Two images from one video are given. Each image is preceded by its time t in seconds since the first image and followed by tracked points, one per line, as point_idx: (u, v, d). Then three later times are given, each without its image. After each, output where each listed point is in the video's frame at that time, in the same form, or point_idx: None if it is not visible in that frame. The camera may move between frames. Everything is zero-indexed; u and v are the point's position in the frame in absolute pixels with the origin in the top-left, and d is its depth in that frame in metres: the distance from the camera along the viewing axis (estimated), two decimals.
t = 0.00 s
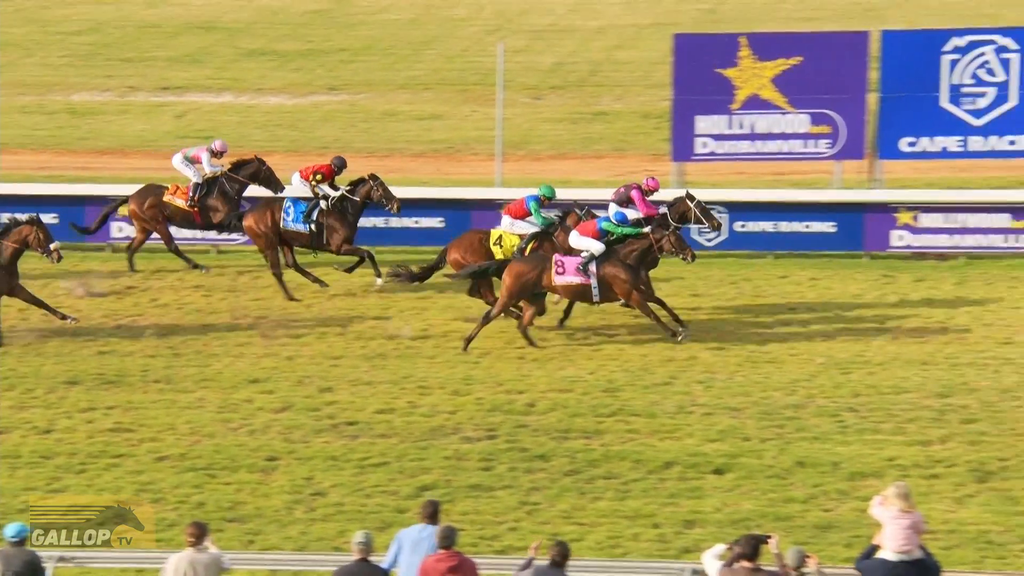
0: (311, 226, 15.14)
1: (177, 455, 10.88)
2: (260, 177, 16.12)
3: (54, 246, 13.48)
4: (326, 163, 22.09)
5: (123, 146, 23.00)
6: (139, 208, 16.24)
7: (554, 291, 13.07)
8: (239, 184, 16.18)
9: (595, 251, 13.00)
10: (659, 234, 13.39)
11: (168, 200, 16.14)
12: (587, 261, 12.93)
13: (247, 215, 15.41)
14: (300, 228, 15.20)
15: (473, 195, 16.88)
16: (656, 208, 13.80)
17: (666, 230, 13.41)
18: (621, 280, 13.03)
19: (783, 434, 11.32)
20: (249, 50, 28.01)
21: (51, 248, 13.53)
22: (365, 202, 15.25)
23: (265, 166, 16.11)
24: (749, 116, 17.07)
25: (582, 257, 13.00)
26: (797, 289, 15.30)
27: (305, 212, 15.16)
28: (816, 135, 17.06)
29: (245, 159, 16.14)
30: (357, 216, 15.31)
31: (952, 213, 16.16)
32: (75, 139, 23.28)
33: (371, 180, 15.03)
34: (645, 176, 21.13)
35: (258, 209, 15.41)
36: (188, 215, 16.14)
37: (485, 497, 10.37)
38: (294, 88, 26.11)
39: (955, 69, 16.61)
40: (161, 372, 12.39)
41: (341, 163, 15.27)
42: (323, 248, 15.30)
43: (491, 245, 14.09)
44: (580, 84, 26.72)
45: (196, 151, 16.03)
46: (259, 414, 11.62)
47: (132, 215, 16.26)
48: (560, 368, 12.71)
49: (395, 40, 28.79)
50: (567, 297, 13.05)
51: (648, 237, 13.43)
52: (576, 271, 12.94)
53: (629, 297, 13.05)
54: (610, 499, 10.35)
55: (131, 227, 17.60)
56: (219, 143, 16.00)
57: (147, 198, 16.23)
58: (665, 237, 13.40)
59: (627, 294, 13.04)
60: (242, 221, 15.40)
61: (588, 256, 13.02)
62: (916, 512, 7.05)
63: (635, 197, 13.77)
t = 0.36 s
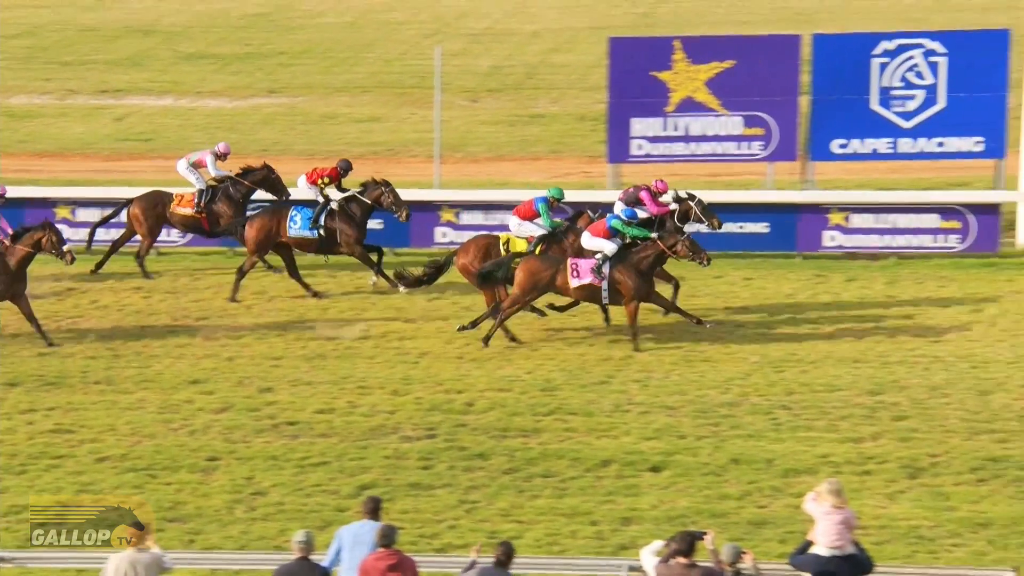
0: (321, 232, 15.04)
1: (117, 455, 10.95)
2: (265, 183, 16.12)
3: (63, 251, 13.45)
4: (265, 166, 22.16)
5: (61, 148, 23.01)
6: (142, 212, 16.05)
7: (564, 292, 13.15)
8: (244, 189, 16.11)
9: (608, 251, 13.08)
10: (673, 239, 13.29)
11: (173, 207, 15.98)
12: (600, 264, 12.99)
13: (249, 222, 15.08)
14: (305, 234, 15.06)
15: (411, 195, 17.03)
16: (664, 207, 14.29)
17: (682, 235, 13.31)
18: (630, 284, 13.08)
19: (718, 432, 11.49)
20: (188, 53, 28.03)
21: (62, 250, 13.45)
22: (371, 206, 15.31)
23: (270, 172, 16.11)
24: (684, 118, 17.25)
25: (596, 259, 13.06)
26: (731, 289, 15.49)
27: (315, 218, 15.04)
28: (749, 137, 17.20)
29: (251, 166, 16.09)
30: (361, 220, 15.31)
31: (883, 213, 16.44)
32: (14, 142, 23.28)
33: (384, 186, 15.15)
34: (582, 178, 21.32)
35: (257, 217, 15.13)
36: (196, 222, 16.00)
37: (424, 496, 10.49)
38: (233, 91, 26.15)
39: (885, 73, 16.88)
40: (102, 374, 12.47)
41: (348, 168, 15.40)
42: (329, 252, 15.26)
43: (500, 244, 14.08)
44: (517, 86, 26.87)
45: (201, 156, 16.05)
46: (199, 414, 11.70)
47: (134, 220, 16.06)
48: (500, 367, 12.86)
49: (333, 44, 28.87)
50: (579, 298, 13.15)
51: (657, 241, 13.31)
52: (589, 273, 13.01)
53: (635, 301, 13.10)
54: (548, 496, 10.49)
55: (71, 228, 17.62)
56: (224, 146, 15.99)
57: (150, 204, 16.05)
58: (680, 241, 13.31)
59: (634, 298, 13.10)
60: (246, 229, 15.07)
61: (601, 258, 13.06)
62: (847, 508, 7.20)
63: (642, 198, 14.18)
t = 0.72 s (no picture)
0: (325, 235, 15.09)
1: (78, 456, 10.99)
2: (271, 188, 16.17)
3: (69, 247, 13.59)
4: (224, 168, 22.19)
5: (21, 150, 22.99)
6: (145, 212, 16.08)
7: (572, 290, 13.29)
8: (250, 193, 16.16)
9: (616, 253, 13.21)
10: (680, 240, 13.35)
11: (178, 210, 16.03)
12: (607, 264, 13.11)
13: (251, 223, 15.08)
14: (311, 237, 15.11)
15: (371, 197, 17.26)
16: (672, 207, 14.50)
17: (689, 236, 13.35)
18: (634, 285, 13.19)
19: (675, 430, 11.60)
20: (147, 56, 28.02)
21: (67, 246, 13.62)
22: (379, 211, 15.31)
23: (275, 177, 16.16)
24: (641, 120, 17.38)
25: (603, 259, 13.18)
26: (688, 291, 15.63)
27: (320, 222, 15.09)
28: (706, 139, 17.37)
29: (257, 170, 16.11)
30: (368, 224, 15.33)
31: (837, 214, 16.60)
32: None
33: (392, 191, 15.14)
34: (540, 179, 21.42)
35: (263, 217, 15.16)
36: (200, 227, 16.05)
37: (385, 495, 10.56)
38: (193, 93, 26.15)
39: (839, 75, 17.03)
40: (63, 375, 12.52)
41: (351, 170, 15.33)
42: (333, 253, 15.33)
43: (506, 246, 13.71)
44: (475, 88, 26.97)
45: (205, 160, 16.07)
46: (159, 414, 11.76)
47: (136, 219, 16.09)
48: (458, 368, 12.94)
49: (292, 46, 28.90)
50: (585, 296, 13.28)
51: (664, 242, 13.40)
52: (595, 273, 13.13)
53: (638, 303, 13.21)
54: (507, 495, 10.58)
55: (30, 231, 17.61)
56: (227, 149, 15.97)
57: (155, 205, 16.09)
58: (687, 241, 13.36)
59: (637, 300, 13.20)
60: (248, 228, 15.08)
61: (609, 258, 13.18)
62: (803, 506, 7.31)
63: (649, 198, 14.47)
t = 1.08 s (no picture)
0: (330, 237, 15.27)
1: (38, 457, 11.03)
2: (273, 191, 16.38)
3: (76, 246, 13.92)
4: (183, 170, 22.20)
5: None
6: (149, 210, 16.18)
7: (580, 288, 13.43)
8: (252, 196, 16.37)
9: (623, 251, 13.32)
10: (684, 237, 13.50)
11: (181, 210, 16.14)
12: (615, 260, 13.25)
13: (256, 221, 15.25)
14: (316, 238, 15.27)
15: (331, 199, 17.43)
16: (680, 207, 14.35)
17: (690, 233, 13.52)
18: (639, 284, 13.24)
19: (633, 429, 11.71)
20: (106, 58, 28.01)
21: (72, 244, 13.90)
22: (386, 214, 15.40)
23: (277, 179, 16.36)
24: (598, 121, 17.47)
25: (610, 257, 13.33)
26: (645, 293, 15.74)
27: (325, 223, 15.24)
28: (662, 140, 17.53)
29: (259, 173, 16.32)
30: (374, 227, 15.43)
31: (792, 214, 16.75)
32: None
33: (395, 194, 15.17)
34: (498, 180, 21.51)
35: (269, 217, 15.30)
36: (203, 228, 16.18)
37: (345, 494, 10.63)
38: (152, 95, 26.15)
39: (794, 76, 17.17)
40: (22, 377, 12.55)
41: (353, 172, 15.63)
42: (337, 256, 15.46)
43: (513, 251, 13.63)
44: (434, 90, 27.03)
45: (207, 162, 16.18)
46: (120, 415, 11.81)
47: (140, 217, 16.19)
48: (417, 368, 13.03)
49: (251, 48, 28.93)
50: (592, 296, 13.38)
51: (669, 242, 13.54)
52: (602, 270, 13.29)
53: (642, 303, 13.24)
54: (467, 494, 10.66)
55: None
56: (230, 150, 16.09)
57: (160, 204, 16.18)
58: (690, 238, 13.52)
59: (640, 300, 13.23)
60: (252, 226, 15.25)
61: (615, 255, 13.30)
62: (759, 503, 7.42)
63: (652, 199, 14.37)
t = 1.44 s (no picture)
0: (331, 238, 15.35)
1: (18, 458, 11.06)
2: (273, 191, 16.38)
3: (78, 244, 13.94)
4: (162, 171, 22.21)
5: None
6: (152, 209, 16.36)
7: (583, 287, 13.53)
8: (253, 197, 16.39)
9: (626, 252, 13.45)
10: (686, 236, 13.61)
11: (182, 210, 16.27)
12: (618, 261, 13.37)
13: (259, 220, 15.42)
14: (318, 238, 15.41)
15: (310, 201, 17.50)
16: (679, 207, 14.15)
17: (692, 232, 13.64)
18: (640, 285, 13.34)
19: (612, 428, 11.76)
20: (86, 59, 28.00)
21: (73, 245, 13.95)
22: (388, 214, 15.44)
23: (277, 178, 16.37)
24: (577, 122, 17.53)
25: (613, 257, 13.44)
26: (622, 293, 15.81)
27: (327, 224, 15.35)
28: (641, 141, 17.59)
29: (259, 173, 16.36)
30: (376, 228, 15.46)
31: (769, 214, 16.85)
32: None
33: (397, 194, 15.25)
34: (476, 181, 21.55)
35: (273, 217, 15.47)
36: (204, 228, 16.25)
37: (325, 494, 10.67)
38: (132, 96, 26.15)
39: (771, 78, 17.24)
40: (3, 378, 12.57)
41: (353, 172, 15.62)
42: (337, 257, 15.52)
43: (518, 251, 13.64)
44: (413, 91, 27.06)
45: (207, 163, 16.25)
46: (100, 415, 11.83)
47: (142, 216, 16.38)
48: (397, 368, 13.07)
49: (231, 50, 28.94)
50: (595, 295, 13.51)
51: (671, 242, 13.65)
52: (606, 270, 13.38)
53: (642, 305, 13.35)
54: (447, 493, 10.71)
55: None
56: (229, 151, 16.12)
57: (163, 203, 16.36)
58: (692, 238, 13.67)
59: (642, 300, 13.34)
60: (256, 226, 15.42)
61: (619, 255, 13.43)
62: (738, 502, 7.47)
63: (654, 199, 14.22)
